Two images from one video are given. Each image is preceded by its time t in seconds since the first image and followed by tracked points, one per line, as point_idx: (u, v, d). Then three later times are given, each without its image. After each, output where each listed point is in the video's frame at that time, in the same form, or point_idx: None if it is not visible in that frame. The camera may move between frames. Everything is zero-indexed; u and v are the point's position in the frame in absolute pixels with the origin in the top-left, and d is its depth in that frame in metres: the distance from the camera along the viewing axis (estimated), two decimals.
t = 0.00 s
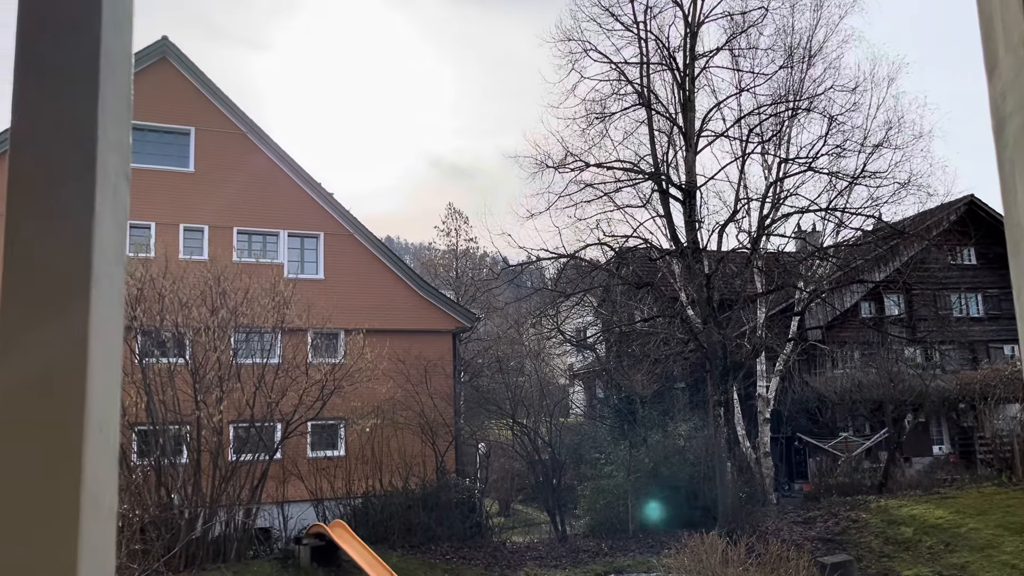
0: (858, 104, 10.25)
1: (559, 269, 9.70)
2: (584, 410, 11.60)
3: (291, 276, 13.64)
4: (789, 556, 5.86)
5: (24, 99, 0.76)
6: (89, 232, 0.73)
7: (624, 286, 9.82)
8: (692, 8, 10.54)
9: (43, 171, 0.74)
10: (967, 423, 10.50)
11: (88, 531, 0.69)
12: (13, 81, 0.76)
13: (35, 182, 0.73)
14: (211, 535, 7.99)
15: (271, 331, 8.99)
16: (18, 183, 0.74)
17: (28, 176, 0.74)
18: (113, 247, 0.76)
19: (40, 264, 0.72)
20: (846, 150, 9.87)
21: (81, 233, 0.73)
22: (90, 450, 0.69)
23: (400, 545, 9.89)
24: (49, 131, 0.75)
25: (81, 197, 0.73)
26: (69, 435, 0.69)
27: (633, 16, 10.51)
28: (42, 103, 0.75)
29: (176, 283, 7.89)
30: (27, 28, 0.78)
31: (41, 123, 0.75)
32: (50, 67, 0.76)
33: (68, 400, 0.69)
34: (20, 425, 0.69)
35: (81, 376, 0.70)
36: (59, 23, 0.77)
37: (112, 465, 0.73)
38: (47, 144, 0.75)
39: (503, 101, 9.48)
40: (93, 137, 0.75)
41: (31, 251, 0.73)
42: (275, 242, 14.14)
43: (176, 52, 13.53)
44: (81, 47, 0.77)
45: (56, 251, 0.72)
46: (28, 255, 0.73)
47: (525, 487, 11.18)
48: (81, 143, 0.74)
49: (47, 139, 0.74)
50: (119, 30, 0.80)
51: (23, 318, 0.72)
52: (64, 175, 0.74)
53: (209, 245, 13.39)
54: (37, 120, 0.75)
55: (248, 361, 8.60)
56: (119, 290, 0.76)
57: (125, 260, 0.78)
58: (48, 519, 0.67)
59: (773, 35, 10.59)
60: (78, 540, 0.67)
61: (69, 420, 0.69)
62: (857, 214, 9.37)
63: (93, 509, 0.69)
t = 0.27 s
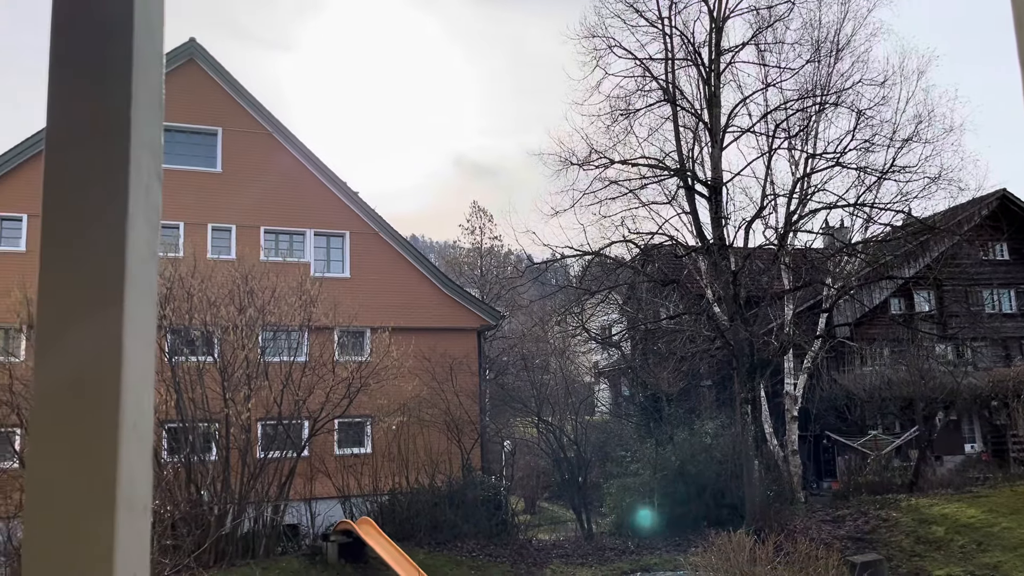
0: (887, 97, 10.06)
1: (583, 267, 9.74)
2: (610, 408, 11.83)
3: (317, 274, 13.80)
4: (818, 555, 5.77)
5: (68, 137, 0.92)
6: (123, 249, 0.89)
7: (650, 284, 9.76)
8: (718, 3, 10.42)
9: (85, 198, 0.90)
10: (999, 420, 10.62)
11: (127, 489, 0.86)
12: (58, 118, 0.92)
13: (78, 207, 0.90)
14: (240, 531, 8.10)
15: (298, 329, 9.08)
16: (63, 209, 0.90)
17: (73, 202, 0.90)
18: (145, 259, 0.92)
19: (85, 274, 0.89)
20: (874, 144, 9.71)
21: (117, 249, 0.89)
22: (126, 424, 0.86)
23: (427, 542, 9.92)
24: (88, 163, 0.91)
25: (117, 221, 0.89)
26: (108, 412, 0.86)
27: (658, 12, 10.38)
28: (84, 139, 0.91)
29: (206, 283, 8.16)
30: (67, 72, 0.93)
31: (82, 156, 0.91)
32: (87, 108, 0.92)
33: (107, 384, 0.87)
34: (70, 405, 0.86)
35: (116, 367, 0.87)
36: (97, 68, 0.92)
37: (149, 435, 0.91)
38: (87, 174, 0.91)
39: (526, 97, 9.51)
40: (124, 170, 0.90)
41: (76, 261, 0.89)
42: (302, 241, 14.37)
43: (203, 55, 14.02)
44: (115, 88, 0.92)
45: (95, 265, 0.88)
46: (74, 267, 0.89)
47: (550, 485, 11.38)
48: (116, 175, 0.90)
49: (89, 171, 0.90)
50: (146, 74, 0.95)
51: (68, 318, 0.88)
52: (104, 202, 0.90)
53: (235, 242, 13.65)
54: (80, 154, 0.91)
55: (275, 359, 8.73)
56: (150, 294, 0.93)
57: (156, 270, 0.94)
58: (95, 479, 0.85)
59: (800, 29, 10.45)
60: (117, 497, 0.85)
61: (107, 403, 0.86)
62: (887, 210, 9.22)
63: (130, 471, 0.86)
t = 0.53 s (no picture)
0: (918, 89, 9.88)
1: (609, 264, 9.76)
2: (637, 404, 11.93)
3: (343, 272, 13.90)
4: (849, 552, 5.68)
5: (111, 169, 1.07)
6: (162, 266, 1.05)
7: (676, 280, 9.73)
8: None
9: (128, 222, 1.06)
10: None
11: (168, 471, 1.01)
12: (103, 154, 1.08)
13: (122, 230, 1.05)
14: (270, 527, 8.23)
15: (326, 327, 9.24)
16: (108, 230, 1.06)
17: (115, 225, 1.06)
18: (181, 272, 1.08)
19: (128, 288, 1.05)
20: (905, 137, 9.55)
21: (155, 264, 1.05)
22: (167, 414, 1.01)
23: (454, 537, 9.98)
24: (131, 192, 1.07)
25: (158, 239, 1.05)
26: (151, 404, 1.01)
27: (683, 7, 10.37)
28: (125, 172, 1.07)
29: (235, 282, 8.32)
30: (108, 115, 1.09)
31: (124, 186, 1.07)
32: (130, 145, 1.08)
33: (147, 379, 1.02)
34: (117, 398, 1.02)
35: (156, 364, 1.02)
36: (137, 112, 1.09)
37: (186, 422, 1.06)
38: (129, 202, 1.06)
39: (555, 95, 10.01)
40: (162, 197, 1.06)
41: (121, 276, 1.05)
42: (328, 240, 14.55)
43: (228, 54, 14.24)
44: (154, 129, 1.08)
45: (137, 278, 1.04)
46: (119, 280, 1.05)
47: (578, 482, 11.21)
48: (155, 199, 1.06)
49: (132, 199, 1.06)
50: (180, 111, 1.11)
51: (111, 325, 1.03)
52: (145, 226, 1.06)
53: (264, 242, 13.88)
54: (122, 184, 1.07)
55: (304, 356, 8.86)
56: (185, 302, 1.08)
57: (190, 283, 1.10)
58: (139, 460, 1.00)
59: (828, 22, 10.30)
60: (159, 477, 0.99)
61: (150, 394, 1.02)
62: (918, 203, 9.06)
63: (170, 453, 1.01)
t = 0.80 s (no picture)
0: (951, 81, 9.70)
1: (636, 260, 9.77)
2: (665, 402, 12.13)
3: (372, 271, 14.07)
4: (882, 551, 5.59)
5: (152, 184, 1.29)
6: (198, 264, 1.27)
7: (704, 276, 9.67)
8: None
9: (167, 229, 1.28)
10: None
11: (205, 432, 1.23)
12: (142, 172, 1.29)
13: (163, 235, 1.27)
14: (301, 524, 8.28)
15: (355, 325, 9.42)
16: (150, 236, 1.28)
17: (157, 232, 1.28)
18: (214, 270, 1.30)
19: (169, 285, 1.27)
20: (937, 131, 9.41)
21: (193, 263, 1.27)
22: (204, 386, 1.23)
23: (483, 534, 10.00)
24: (169, 203, 1.29)
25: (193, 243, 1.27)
26: (189, 376, 1.23)
27: (710, 1, 10.28)
28: (164, 186, 1.29)
29: (265, 281, 8.45)
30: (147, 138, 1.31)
31: (163, 199, 1.29)
32: (169, 164, 1.30)
33: (186, 357, 1.24)
34: (162, 374, 1.24)
35: (194, 345, 1.25)
36: (174, 135, 1.30)
37: (219, 393, 1.28)
38: (168, 212, 1.28)
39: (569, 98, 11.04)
40: (197, 208, 1.29)
41: (162, 274, 1.27)
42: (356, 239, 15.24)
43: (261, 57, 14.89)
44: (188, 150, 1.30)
45: (176, 276, 1.26)
46: (160, 277, 1.27)
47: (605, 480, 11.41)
48: (192, 212, 1.29)
49: (171, 209, 1.28)
50: (213, 135, 1.33)
51: (155, 319, 1.26)
52: (183, 237, 1.28)
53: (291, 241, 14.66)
54: (161, 197, 1.29)
55: (333, 354, 8.96)
56: (218, 295, 1.30)
57: (221, 279, 1.33)
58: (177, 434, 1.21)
59: (858, 14, 10.14)
60: (197, 439, 1.21)
61: (189, 369, 1.24)
62: (951, 197, 8.88)
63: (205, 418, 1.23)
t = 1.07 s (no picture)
0: (987, 72, 9.48)
1: (665, 256, 9.67)
2: (695, 398, 12.12)
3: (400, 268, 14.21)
4: (919, 549, 5.49)
5: (191, 177, 1.25)
6: (236, 257, 1.23)
7: (735, 271, 9.61)
8: None
9: (207, 225, 1.23)
10: None
11: (244, 439, 1.19)
12: (180, 166, 1.25)
13: (200, 233, 1.23)
14: (332, 519, 8.40)
15: (384, 322, 9.42)
16: (185, 235, 1.23)
17: (193, 227, 1.23)
18: (251, 272, 1.26)
19: (205, 284, 1.22)
20: (974, 122, 9.19)
21: (230, 263, 1.22)
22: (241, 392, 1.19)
23: (512, 531, 10.03)
24: (206, 198, 1.24)
25: (234, 243, 1.22)
26: (228, 381, 1.18)
27: None
28: (204, 180, 1.25)
29: (296, 278, 8.65)
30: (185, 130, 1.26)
31: (206, 194, 1.25)
32: (203, 154, 1.25)
33: (223, 361, 1.19)
34: (198, 378, 1.19)
35: (232, 350, 1.20)
36: (212, 126, 1.26)
37: (257, 403, 1.25)
38: (205, 208, 1.24)
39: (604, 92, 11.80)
40: (235, 206, 1.24)
41: (200, 273, 1.22)
42: (387, 236, 15.65)
43: (293, 60, 15.53)
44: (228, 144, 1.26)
45: (216, 275, 1.21)
46: (197, 276, 1.22)
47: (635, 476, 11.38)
48: (229, 201, 1.24)
49: (207, 204, 1.24)
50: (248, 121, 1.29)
51: (187, 316, 1.20)
52: (222, 231, 1.23)
53: (322, 239, 15.20)
54: (197, 191, 1.24)
55: (363, 351, 9.02)
56: (252, 298, 1.26)
57: (255, 273, 1.28)
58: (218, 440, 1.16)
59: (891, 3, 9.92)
60: (235, 441, 1.17)
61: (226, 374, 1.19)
62: (988, 190, 8.70)
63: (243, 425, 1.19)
